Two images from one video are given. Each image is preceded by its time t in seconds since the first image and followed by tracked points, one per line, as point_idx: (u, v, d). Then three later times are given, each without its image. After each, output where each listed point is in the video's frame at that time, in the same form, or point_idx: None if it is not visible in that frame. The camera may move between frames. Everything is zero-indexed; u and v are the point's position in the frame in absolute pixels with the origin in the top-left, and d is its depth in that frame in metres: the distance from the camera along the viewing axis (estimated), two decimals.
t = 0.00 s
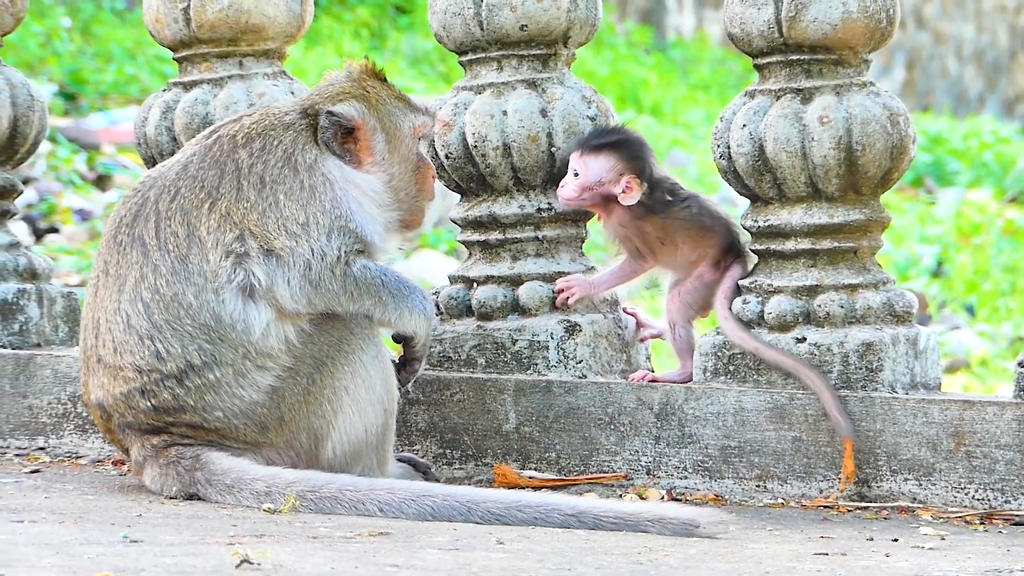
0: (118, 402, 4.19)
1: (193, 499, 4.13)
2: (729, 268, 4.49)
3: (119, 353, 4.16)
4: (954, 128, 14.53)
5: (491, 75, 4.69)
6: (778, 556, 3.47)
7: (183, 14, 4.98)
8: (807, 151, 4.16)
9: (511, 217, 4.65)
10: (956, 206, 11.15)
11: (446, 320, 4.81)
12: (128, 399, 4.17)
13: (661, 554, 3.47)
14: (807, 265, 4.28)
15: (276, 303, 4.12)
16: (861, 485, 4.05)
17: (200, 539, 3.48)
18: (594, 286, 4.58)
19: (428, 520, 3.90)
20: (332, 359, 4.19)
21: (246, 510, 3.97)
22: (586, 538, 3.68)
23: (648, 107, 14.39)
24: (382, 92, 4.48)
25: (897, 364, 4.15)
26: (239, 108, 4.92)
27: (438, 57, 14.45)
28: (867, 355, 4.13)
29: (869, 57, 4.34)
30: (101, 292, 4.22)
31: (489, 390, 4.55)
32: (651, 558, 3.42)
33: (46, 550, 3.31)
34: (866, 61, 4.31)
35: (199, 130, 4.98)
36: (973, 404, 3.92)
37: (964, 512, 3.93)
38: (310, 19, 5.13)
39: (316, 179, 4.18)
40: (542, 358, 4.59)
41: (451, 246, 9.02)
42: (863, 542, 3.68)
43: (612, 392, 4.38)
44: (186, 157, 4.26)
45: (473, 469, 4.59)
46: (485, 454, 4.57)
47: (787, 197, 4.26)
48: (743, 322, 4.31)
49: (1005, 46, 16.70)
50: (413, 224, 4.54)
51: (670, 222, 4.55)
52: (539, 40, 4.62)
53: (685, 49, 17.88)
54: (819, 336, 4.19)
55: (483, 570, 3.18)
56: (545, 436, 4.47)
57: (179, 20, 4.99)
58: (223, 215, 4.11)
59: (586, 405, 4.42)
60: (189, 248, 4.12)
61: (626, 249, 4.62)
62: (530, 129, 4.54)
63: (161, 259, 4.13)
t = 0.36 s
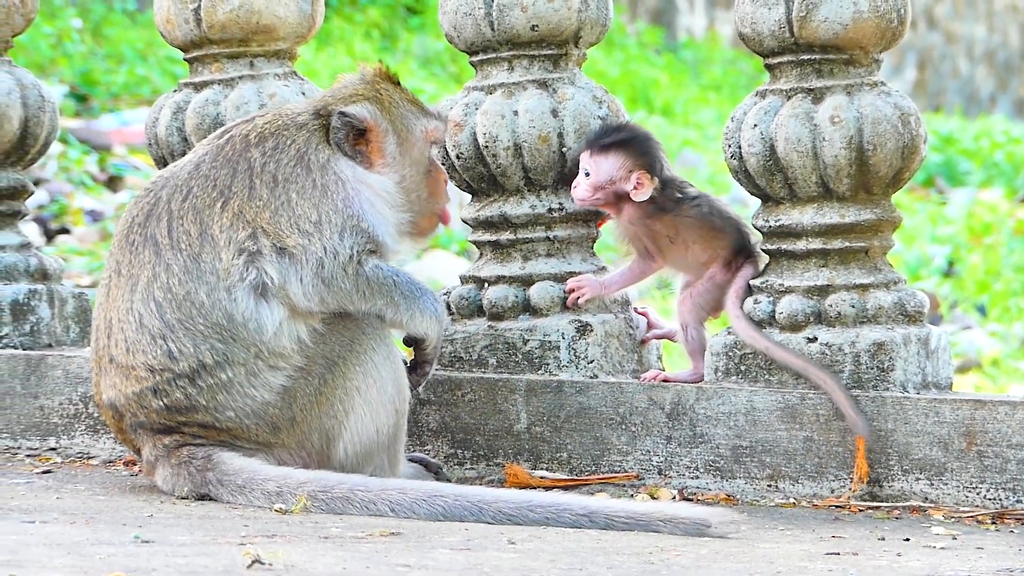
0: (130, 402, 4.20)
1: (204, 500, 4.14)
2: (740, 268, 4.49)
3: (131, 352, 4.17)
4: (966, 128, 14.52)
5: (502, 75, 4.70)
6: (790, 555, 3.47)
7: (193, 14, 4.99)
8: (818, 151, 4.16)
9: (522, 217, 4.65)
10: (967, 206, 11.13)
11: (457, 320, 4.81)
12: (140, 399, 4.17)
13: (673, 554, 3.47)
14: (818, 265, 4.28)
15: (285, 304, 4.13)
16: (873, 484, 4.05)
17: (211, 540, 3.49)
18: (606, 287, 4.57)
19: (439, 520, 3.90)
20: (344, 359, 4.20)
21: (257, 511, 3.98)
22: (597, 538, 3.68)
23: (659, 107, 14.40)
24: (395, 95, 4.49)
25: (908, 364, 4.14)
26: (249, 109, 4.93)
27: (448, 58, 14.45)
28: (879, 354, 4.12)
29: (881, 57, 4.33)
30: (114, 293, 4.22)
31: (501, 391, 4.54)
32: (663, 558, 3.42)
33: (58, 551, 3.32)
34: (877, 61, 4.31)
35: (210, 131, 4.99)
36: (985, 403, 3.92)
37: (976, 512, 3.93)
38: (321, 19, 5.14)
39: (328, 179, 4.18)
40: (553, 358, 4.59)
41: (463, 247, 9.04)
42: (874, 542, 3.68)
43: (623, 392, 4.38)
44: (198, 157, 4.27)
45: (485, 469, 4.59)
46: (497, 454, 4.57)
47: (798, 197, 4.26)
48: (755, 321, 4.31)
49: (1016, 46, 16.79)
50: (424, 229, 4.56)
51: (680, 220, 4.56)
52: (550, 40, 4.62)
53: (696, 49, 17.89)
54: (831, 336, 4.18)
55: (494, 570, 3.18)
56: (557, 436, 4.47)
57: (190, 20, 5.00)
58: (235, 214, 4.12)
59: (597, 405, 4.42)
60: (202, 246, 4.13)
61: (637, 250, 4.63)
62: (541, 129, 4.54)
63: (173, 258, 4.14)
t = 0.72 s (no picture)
0: (144, 391, 4.22)
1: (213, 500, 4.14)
2: (750, 269, 4.48)
3: (148, 341, 4.18)
4: (975, 128, 14.51)
5: (512, 75, 4.70)
6: (800, 556, 3.47)
7: (203, 14, 4.99)
8: (828, 151, 4.15)
9: (532, 218, 4.65)
10: (977, 207, 11.12)
11: (467, 321, 4.81)
12: (156, 388, 4.19)
13: (683, 555, 3.47)
14: (828, 266, 4.28)
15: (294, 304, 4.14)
16: (883, 485, 4.05)
17: (222, 540, 3.50)
18: (616, 287, 4.57)
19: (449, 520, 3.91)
20: (358, 358, 4.19)
21: (267, 510, 3.98)
22: (607, 538, 3.68)
23: (668, 107, 14.39)
24: (434, 115, 4.46)
25: (918, 364, 4.14)
26: (259, 109, 4.93)
27: (458, 57, 14.45)
28: (889, 355, 4.12)
29: (891, 58, 4.33)
30: (135, 284, 4.25)
31: (511, 391, 4.54)
32: (672, 558, 3.42)
33: (67, 551, 3.33)
34: (887, 62, 4.31)
35: (220, 131, 4.99)
36: (995, 404, 3.91)
37: (986, 512, 3.93)
38: (331, 19, 5.14)
39: (367, 183, 4.18)
40: (563, 358, 4.59)
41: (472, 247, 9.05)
42: (885, 543, 3.67)
43: (633, 393, 4.38)
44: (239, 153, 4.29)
45: (494, 470, 4.59)
46: (507, 455, 4.57)
47: (808, 198, 4.26)
48: (765, 322, 4.30)
49: None
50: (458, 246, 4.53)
51: (695, 220, 4.55)
52: (560, 40, 4.63)
53: (705, 49, 17.89)
54: (841, 336, 4.18)
55: (505, 570, 3.18)
56: (567, 437, 4.47)
57: (200, 20, 5.00)
58: (269, 210, 4.13)
59: (607, 405, 4.42)
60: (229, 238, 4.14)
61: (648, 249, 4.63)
62: (551, 129, 4.54)
63: (202, 250, 4.16)
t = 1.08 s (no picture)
0: (141, 404, 4.21)
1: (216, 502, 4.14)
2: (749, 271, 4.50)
3: (142, 353, 4.18)
4: (976, 128, 14.51)
5: (514, 76, 4.70)
6: (803, 557, 3.47)
7: (206, 16, 5.00)
8: (830, 152, 4.16)
9: (535, 219, 4.65)
10: (978, 207, 11.12)
11: (469, 322, 4.82)
12: (151, 401, 4.18)
13: (686, 555, 3.48)
14: (830, 266, 4.28)
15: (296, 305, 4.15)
16: (885, 486, 4.05)
17: (225, 541, 3.50)
18: (618, 287, 4.58)
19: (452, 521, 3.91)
20: (355, 360, 4.20)
21: (270, 512, 3.98)
22: (610, 539, 3.68)
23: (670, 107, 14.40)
24: (395, 93, 4.49)
25: (920, 364, 4.14)
26: (262, 111, 4.94)
27: (459, 59, 14.46)
28: (891, 355, 4.12)
29: (893, 58, 4.33)
30: (125, 295, 4.23)
31: (513, 392, 4.54)
32: (675, 559, 3.43)
33: (71, 553, 3.33)
34: (889, 63, 4.31)
35: (222, 133, 5.00)
36: (997, 404, 3.92)
37: (988, 513, 3.93)
38: (333, 21, 5.15)
39: (337, 180, 4.18)
40: (566, 359, 4.59)
41: (473, 247, 9.07)
42: (887, 543, 3.68)
43: (635, 393, 4.38)
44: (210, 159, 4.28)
45: (497, 471, 4.59)
46: (509, 456, 4.57)
47: (810, 198, 4.26)
48: (767, 322, 4.30)
49: None
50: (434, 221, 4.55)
51: (696, 223, 4.55)
52: (562, 41, 4.63)
53: (706, 49, 17.90)
54: (843, 337, 4.18)
55: (508, 571, 3.19)
56: (569, 438, 4.47)
57: (202, 22, 5.01)
58: (247, 217, 4.13)
59: (609, 406, 4.42)
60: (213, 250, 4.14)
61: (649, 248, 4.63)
62: (553, 130, 4.54)
63: (185, 260, 4.15)
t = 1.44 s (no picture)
0: (144, 408, 4.22)
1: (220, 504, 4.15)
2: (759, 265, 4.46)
3: (145, 357, 4.18)
4: (979, 130, 14.52)
5: (518, 79, 4.71)
6: (807, 559, 3.47)
7: (211, 18, 5.01)
8: (834, 155, 4.16)
9: (539, 221, 4.66)
10: (982, 209, 11.11)
11: (474, 324, 4.82)
12: (155, 405, 4.19)
13: (690, 557, 3.48)
14: (835, 268, 4.28)
15: (299, 308, 4.15)
16: (889, 488, 4.06)
17: (230, 543, 3.51)
18: (623, 286, 4.56)
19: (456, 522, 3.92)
20: (359, 362, 4.21)
21: (274, 514, 3.99)
22: (614, 541, 3.68)
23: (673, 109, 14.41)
24: (388, 91, 4.48)
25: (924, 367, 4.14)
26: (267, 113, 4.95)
27: (463, 61, 14.47)
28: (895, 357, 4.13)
29: (897, 60, 4.34)
30: (127, 299, 4.24)
31: (518, 394, 4.55)
32: (680, 561, 3.43)
33: (76, 554, 3.34)
34: (893, 65, 4.31)
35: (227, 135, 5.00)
36: (1001, 406, 3.92)
37: (992, 515, 3.95)
38: (339, 23, 5.16)
39: (331, 183, 4.18)
40: (570, 361, 4.59)
41: (477, 249, 9.07)
42: (891, 545, 3.68)
43: (640, 396, 4.38)
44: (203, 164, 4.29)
45: (501, 472, 4.60)
46: (513, 458, 4.58)
47: (815, 201, 4.27)
48: (771, 324, 4.35)
49: None
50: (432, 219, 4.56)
51: (708, 218, 4.51)
52: (566, 43, 4.63)
53: (710, 51, 17.92)
54: (847, 339, 4.19)
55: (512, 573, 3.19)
56: (573, 440, 4.47)
57: (207, 24, 5.02)
58: (243, 221, 4.13)
59: (614, 408, 4.42)
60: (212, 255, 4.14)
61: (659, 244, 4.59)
62: (558, 133, 4.54)
63: (185, 264, 4.15)
